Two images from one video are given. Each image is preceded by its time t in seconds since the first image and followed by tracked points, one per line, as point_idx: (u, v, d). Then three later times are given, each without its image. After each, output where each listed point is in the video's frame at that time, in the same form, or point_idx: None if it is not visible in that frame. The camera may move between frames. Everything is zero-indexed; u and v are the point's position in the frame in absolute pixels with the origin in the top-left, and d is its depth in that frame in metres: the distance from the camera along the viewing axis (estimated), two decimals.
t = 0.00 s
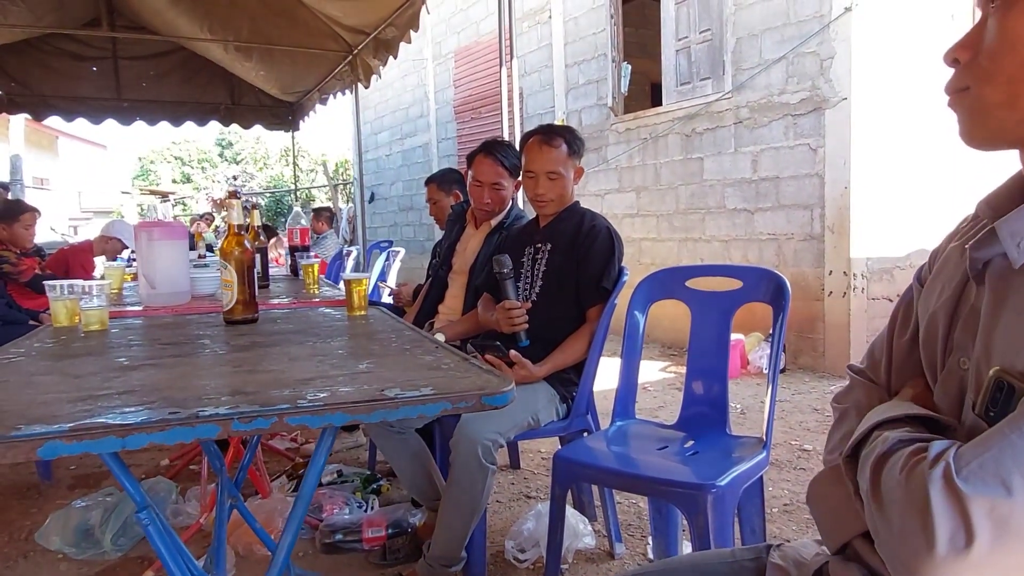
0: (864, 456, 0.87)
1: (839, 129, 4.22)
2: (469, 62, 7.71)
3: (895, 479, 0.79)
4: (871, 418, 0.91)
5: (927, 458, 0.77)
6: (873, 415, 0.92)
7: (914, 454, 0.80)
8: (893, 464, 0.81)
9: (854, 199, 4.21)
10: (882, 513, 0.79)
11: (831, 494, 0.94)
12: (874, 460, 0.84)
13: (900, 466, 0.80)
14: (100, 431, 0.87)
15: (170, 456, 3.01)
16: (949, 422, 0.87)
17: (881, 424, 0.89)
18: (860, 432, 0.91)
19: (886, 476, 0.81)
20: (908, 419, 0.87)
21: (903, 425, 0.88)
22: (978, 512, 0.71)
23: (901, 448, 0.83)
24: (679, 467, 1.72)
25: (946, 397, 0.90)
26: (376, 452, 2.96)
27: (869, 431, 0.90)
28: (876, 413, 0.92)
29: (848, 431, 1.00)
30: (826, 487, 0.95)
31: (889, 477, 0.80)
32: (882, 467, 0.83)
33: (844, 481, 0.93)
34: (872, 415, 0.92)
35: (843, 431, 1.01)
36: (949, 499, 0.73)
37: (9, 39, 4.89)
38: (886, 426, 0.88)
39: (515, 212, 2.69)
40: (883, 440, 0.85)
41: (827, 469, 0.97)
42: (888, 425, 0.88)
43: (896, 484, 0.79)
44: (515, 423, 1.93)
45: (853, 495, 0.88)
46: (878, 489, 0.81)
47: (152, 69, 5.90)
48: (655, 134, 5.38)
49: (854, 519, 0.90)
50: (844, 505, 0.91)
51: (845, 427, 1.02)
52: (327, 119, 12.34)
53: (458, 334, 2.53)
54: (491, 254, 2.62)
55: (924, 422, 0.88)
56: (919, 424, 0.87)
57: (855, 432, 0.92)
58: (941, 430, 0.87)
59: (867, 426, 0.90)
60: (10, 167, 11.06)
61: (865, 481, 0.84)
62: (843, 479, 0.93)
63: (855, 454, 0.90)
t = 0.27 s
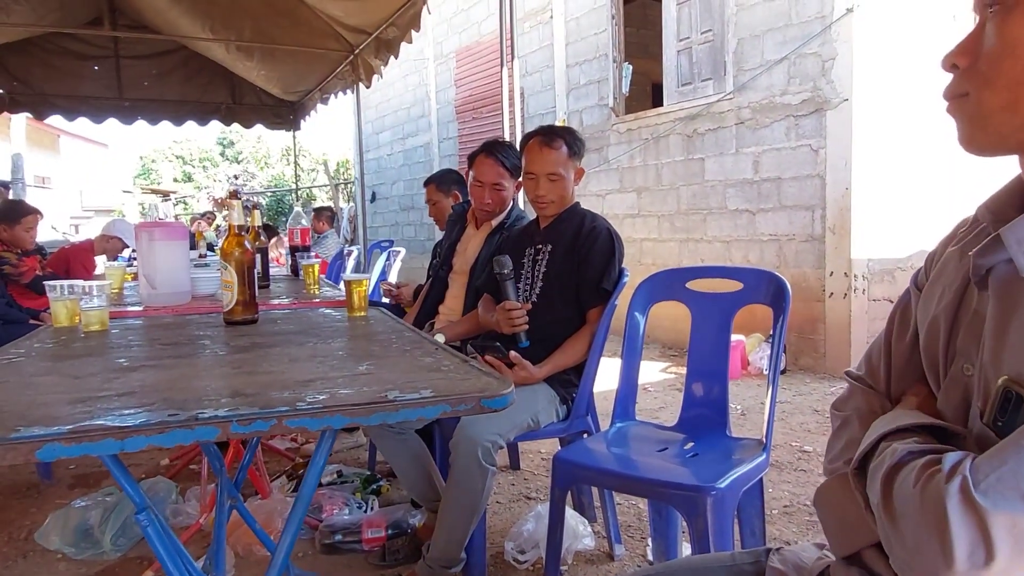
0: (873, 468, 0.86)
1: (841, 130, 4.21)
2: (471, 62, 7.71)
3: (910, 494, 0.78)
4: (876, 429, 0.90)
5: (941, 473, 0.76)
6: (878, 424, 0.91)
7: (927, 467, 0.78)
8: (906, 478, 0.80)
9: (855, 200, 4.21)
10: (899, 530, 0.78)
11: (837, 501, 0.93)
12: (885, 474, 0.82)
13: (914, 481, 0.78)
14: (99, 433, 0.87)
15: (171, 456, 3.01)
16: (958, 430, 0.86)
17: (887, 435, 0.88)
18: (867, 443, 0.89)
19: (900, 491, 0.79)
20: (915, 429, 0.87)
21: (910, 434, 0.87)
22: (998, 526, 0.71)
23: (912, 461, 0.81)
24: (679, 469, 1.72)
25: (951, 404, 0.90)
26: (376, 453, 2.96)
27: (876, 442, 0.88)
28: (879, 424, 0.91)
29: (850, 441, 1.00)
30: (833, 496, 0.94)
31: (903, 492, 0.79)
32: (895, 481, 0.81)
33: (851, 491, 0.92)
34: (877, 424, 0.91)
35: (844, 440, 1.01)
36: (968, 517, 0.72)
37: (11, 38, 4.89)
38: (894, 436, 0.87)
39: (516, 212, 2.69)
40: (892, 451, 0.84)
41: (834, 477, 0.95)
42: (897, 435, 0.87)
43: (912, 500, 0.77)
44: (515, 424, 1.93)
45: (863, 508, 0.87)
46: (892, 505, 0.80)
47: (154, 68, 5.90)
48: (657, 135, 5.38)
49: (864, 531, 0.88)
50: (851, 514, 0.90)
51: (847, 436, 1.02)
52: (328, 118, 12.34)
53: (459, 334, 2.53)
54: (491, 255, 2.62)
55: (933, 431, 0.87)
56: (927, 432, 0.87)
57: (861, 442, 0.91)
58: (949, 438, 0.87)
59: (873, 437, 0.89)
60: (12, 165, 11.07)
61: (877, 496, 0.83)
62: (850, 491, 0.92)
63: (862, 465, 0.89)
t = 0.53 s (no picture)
0: (885, 488, 0.83)
1: (844, 130, 4.21)
2: (474, 61, 7.71)
3: (938, 519, 0.75)
4: (878, 442, 0.89)
5: (973, 499, 0.73)
6: (883, 438, 0.89)
7: (954, 489, 0.76)
8: (931, 501, 0.77)
9: (858, 200, 4.21)
10: (927, 557, 0.76)
11: (841, 513, 0.92)
12: (906, 497, 0.79)
13: (943, 505, 0.75)
14: (101, 435, 0.88)
15: (174, 455, 3.02)
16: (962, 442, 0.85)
17: (893, 449, 0.87)
18: (871, 458, 0.88)
19: (928, 517, 0.76)
20: (918, 441, 0.86)
21: (918, 449, 0.85)
22: None
23: (933, 482, 0.79)
24: (681, 471, 1.72)
25: (951, 410, 0.90)
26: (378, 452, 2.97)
27: (881, 457, 0.87)
28: (878, 436, 0.90)
29: (847, 448, 0.99)
30: (837, 506, 0.93)
31: (932, 518, 0.76)
32: (918, 504, 0.78)
33: (856, 503, 0.90)
34: (881, 438, 0.90)
35: (842, 447, 1.00)
36: (1004, 547, 0.70)
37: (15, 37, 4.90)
38: (906, 453, 0.85)
39: (518, 212, 2.69)
40: (907, 471, 0.82)
41: (836, 486, 0.94)
42: (906, 451, 0.85)
43: (942, 527, 0.74)
44: (516, 425, 1.93)
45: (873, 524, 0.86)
46: (916, 529, 0.78)
47: (158, 67, 5.92)
48: (660, 134, 5.37)
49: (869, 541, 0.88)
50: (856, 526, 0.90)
51: (843, 442, 1.01)
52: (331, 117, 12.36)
53: (461, 334, 2.53)
54: (494, 255, 2.62)
55: (936, 443, 0.86)
56: (931, 443, 0.86)
57: (867, 458, 0.89)
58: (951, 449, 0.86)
59: (878, 452, 0.88)
60: (16, 164, 11.10)
61: (896, 519, 0.80)
62: (857, 503, 0.90)
63: (869, 480, 0.88)
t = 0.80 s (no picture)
0: (881, 486, 0.83)
1: (850, 127, 4.19)
2: (479, 59, 7.71)
3: (935, 516, 0.75)
4: (873, 442, 0.89)
5: (969, 495, 0.73)
6: (879, 438, 0.89)
7: (950, 486, 0.75)
8: (927, 498, 0.77)
9: (865, 197, 4.19)
10: (924, 553, 0.75)
11: (839, 513, 0.91)
12: (903, 495, 0.79)
13: (940, 501, 0.75)
14: (104, 435, 0.88)
15: (180, 454, 3.04)
16: (957, 441, 0.84)
17: (889, 448, 0.86)
18: (867, 458, 0.88)
19: (925, 513, 0.76)
20: (915, 441, 0.85)
21: (916, 447, 0.85)
22: None
23: (930, 479, 0.78)
24: (684, 470, 1.72)
25: (949, 411, 0.89)
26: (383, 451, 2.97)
27: (876, 457, 0.87)
28: (875, 436, 0.90)
29: (847, 455, 0.97)
30: (836, 506, 0.92)
31: (928, 514, 0.75)
32: (915, 501, 0.78)
33: (853, 503, 0.90)
34: (878, 438, 0.89)
35: (843, 454, 0.98)
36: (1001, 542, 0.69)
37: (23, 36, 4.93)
38: (902, 452, 0.85)
39: (522, 212, 2.69)
40: (903, 468, 0.81)
41: (834, 486, 0.94)
42: (903, 450, 0.85)
43: (939, 523, 0.74)
44: (520, 424, 1.93)
45: (870, 524, 0.85)
46: (914, 526, 0.77)
47: (164, 67, 5.94)
48: (665, 132, 5.36)
49: (867, 540, 0.88)
50: (854, 525, 0.89)
51: (844, 449, 0.99)
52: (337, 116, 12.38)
53: (466, 333, 2.54)
54: (498, 254, 2.63)
55: (933, 442, 0.85)
56: (927, 442, 0.85)
57: (863, 457, 0.88)
58: (945, 447, 0.85)
59: (874, 452, 0.87)
60: (25, 164, 11.16)
61: (893, 517, 0.80)
62: (854, 502, 0.90)
63: (866, 479, 0.87)
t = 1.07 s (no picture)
0: (885, 483, 0.83)
1: (862, 123, 4.16)
2: (488, 59, 7.71)
3: (939, 511, 0.75)
4: (878, 439, 0.89)
5: (973, 489, 0.73)
6: (884, 435, 0.89)
7: (953, 481, 0.75)
8: (931, 494, 0.77)
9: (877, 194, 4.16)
10: (928, 548, 0.75)
11: (844, 510, 0.91)
12: (907, 490, 0.79)
13: (944, 497, 0.75)
14: (116, 437, 0.89)
15: (193, 454, 3.06)
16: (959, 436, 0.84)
17: (894, 444, 0.86)
18: (871, 455, 0.88)
19: (928, 508, 0.76)
20: (919, 438, 0.85)
21: (920, 444, 0.85)
22: None
23: (934, 475, 0.78)
24: (694, 469, 1.72)
25: (954, 409, 0.88)
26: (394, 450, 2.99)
27: (880, 454, 0.87)
28: (880, 433, 0.90)
29: (852, 453, 0.97)
30: (841, 504, 0.92)
31: (932, 509, 0.75)
32: (918, 497, 0.78)
33: (857, 500, 0.90)
34: (883, 435, 0.89)
35: (848, 453, 0.97)
36: (1005, 538, 0.69)
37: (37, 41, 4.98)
38: (906, 449, 0.85)
39: (532, 211, 2.69)
40: (907, 464, 0.81)
41: (838, 484, 0.94)
42: (907, 447, 0.85)
43: (943, 518, 0.74)
44: (529, 423, 1.94)
45: (874, 521, 0.85)
46: (917, 521, 0.77)
47: (176, 70, 5.99)
48: (675, 130, 5.35)
49: (873, 537, 0.87)
50: (859, 522, 0.89)
51: (850, 449, 0.99)
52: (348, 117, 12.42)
53: (476, 333, 2.54)
54: (508, 254, 2.63)
55: (936, 438, 0.85)
56: (931, 439, 0.85)
57: (867, 454, 0.88)
58: (950, 444, 0.85)
59: (877, 449, 0.87)
60: (39, 168, 11.28)
61: (897, 512, 0.80)
62: (858, 499, 0.90)
63: (870, 476, 0.87)
